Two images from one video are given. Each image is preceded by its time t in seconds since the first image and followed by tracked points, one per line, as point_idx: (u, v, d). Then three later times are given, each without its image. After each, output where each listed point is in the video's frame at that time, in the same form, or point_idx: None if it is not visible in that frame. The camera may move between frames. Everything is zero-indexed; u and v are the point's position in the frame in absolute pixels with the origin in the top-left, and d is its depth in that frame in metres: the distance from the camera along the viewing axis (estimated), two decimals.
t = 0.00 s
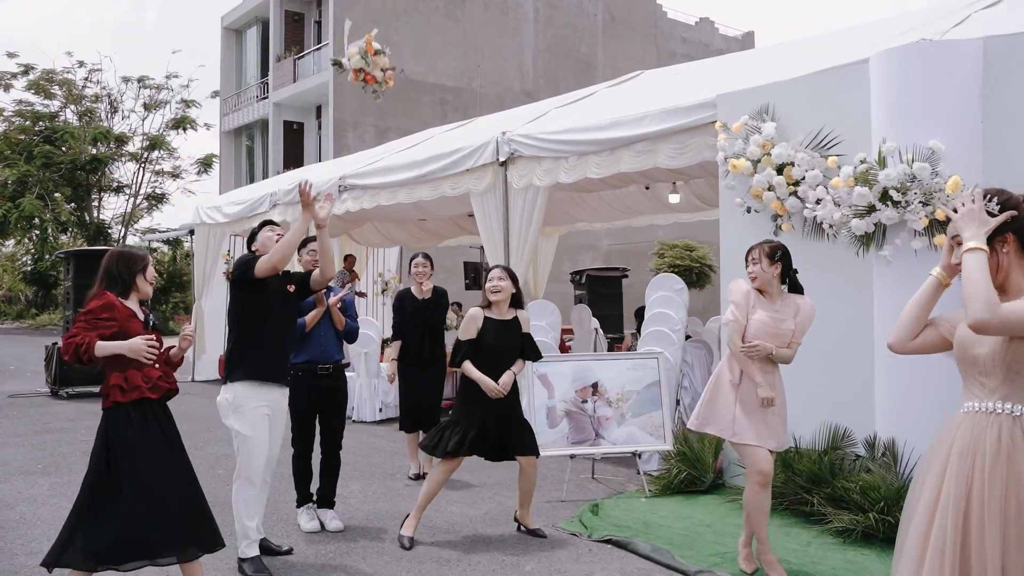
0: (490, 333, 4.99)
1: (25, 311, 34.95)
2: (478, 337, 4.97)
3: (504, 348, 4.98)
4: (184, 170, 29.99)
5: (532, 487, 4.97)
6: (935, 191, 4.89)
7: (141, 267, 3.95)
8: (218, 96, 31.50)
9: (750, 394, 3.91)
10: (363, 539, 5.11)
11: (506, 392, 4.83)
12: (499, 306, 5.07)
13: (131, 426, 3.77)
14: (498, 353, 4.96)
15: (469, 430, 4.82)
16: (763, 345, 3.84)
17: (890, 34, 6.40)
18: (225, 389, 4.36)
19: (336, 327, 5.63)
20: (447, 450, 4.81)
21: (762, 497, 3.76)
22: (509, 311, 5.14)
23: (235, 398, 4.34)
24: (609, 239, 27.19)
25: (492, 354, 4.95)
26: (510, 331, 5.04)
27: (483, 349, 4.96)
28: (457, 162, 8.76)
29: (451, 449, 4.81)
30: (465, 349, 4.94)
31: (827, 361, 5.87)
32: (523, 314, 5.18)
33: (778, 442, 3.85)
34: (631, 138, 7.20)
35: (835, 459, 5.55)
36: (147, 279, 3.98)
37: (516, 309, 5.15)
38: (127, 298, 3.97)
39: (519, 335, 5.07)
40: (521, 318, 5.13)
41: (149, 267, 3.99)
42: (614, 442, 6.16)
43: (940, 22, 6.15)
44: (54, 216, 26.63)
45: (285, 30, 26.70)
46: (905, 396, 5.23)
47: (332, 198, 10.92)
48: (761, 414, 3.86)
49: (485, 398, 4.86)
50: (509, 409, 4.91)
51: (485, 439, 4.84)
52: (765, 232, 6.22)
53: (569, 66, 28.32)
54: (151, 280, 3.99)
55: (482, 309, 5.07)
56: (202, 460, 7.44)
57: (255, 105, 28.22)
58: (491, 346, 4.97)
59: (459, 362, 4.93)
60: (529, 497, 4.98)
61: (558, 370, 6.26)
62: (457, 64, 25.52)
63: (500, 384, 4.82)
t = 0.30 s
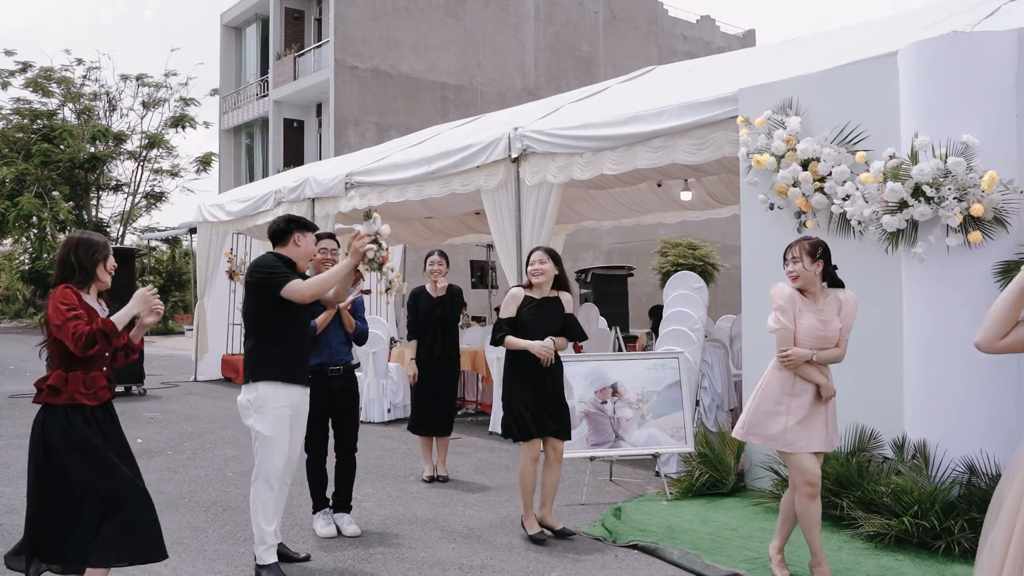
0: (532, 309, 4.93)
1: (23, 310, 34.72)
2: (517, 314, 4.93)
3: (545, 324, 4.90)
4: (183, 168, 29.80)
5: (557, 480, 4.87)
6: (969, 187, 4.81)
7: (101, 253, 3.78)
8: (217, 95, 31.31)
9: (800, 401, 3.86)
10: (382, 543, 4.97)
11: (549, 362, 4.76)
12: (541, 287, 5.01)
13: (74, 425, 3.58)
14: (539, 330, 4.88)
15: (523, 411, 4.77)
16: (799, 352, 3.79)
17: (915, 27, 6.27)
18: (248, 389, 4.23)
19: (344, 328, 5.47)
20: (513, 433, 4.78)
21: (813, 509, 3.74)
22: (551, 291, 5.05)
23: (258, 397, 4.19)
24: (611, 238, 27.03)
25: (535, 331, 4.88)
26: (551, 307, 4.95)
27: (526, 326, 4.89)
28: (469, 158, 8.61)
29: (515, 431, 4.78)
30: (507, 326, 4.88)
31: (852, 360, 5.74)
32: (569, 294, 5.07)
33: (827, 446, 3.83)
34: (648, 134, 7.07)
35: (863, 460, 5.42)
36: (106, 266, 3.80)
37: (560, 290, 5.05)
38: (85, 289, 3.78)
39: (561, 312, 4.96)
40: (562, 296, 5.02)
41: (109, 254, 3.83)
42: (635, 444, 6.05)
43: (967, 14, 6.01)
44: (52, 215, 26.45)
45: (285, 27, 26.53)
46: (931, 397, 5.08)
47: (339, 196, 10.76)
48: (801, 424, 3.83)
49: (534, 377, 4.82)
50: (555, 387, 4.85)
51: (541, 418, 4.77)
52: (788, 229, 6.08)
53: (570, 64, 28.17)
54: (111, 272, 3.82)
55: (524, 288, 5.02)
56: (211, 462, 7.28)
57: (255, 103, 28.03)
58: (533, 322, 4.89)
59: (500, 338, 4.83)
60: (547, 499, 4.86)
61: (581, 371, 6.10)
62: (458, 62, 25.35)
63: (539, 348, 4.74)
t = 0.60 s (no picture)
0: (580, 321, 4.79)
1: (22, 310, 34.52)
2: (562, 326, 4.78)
3: (592, 335, 4.76)
4: (183, 167, 29.60)
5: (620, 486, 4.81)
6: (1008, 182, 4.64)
7: (49, 255, 3.69)
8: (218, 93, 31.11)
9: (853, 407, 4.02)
10: (402, 549, 4.83)
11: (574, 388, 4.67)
12: (586, 298, 4.85)
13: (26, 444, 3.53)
14: (586, 341, 4.75)
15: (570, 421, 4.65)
16: (851, 359, 3.97)
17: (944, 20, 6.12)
18: (272, 396, 4.13)
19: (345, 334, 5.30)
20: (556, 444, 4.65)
21: (859, 514, 4.01)
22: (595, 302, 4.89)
23: (286, 399, 4.12)
24: (614, 237, 26.86)
25: (581, 342, 4.75)
26: (597, 319, 4.82)
27: (574, 337, 4.76)
28: (481, 154, 8.47)
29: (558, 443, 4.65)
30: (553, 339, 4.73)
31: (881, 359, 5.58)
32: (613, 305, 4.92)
33: (879, 454, 4.06)
34: (668, 129, 6.93)
35: (893, 462, 5.28)
36: (64, 270, 3.71)
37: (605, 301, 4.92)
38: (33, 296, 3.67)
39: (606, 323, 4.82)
40: (609, 308, 4.87)
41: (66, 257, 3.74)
42: (657, 446, 5.92)
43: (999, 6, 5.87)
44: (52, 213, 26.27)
45: (287, 25, 26.36)
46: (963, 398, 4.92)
47: (346, 193, 10.60)
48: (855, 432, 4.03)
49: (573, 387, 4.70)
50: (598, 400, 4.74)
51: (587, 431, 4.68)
52: (814, 226, 5.94)
53: (573, 62, 28.01)
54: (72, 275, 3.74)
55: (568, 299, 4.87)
56: (220, 464, 7.12)
57: (256, 101, 27.85)
58: (581, 333, 4.76)
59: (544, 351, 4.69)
60: (570, 508, 4.67)
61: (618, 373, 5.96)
62: (460, 59, 25.16)
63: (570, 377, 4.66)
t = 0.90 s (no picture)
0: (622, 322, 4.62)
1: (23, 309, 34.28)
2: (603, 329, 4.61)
3: (635, 337, 4.60)
4: (184, 165, 29.46)
5: (656, 488, 4.64)
6: None
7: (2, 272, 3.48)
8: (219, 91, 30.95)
9: (899, 409, 3.94)
10: (422, 556, 4.69)
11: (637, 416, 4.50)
12: (629, 299, 4.70)
13: None
14: (629, 343, 4.59)
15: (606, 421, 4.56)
16: (895, 356, 3.88)
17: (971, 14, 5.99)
18: (291, 401, 3.98)
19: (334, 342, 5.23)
20: (593, 446, 4.59)
21: (901, 520, 3.94)
22: (639, 301, 4.73)
23: (307, 404, 3.98)
24: (618, 235, 26.70)
25: (625, 344, 4.59)
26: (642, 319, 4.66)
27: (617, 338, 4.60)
28: (493, 152, 8.33)
29: (597, 445, 4.60)
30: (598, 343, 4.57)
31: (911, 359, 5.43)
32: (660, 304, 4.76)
33: (931, 460, 3.95)
34: (687, 126, 6.79)
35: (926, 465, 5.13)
36: (13, 284, 3.51)
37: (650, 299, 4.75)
38: None
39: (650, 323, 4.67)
40: (654, 308, 4.71)
41: (14, 270, 3.54)
42: (680, 450, 5.81)
43: None
44: (53, 212, 26.11)
45: (289, 23, 26.20)
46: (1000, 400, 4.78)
47: (354, 192, 10.45)
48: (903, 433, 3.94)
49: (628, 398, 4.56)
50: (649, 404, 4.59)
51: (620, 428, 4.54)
52: (839, 225, 5.80)
53: (576, 60, 27.85)
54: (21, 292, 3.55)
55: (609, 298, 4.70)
56: (230, 468, 6.97)
57: (258, 100, 27.70)
58: (624, 334, 4.60)
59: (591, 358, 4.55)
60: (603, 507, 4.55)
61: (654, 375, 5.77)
62: (464, 58, 24.99)
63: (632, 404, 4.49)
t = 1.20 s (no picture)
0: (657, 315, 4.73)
1: (29, 309, 34.13)
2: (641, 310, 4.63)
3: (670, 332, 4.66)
4: (189, 165, 29.32)
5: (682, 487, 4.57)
6: None
7: None
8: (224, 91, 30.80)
9: (944, 413, 3.77)
10: (443, 564, 4.52)
11: (685, 417, 4.60)
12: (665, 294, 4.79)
13: None
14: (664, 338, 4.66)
15: (639, 418, 4.64)
16: (937, 357, 3.72)
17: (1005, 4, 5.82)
18: (308, 406, 3.82)
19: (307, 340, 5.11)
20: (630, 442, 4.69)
21: (945, 528, 3.77)
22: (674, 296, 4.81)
23: (325, 408, 3.81)
24: (626, 235, 26.50)
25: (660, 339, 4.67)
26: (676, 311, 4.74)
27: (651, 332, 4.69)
28: (508, 148, 8.16)
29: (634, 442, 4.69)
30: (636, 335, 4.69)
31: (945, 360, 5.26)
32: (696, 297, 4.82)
33: (981, 466, 3.78)
34: (710, 121, 6.63)
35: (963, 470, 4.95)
36: None
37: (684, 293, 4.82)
38: None
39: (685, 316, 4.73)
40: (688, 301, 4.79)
41: None
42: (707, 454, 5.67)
43: None
44: (58, 212, 25.98)
45: (295, 21, 26.05)
46: None
47: (364, 190, 10.30)
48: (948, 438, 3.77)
49: (671, 395, 4.64)
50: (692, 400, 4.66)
51: (659, 424, 4.65)
52: (869, 222, 5.63)
53: (583, 58, 27.65)
54: None
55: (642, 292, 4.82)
56: (241, 471, 6.81)
57: (264, 99, 27.54)
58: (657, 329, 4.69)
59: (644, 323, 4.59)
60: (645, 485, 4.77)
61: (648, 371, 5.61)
62: (470, 56, 24.82)
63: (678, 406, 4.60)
